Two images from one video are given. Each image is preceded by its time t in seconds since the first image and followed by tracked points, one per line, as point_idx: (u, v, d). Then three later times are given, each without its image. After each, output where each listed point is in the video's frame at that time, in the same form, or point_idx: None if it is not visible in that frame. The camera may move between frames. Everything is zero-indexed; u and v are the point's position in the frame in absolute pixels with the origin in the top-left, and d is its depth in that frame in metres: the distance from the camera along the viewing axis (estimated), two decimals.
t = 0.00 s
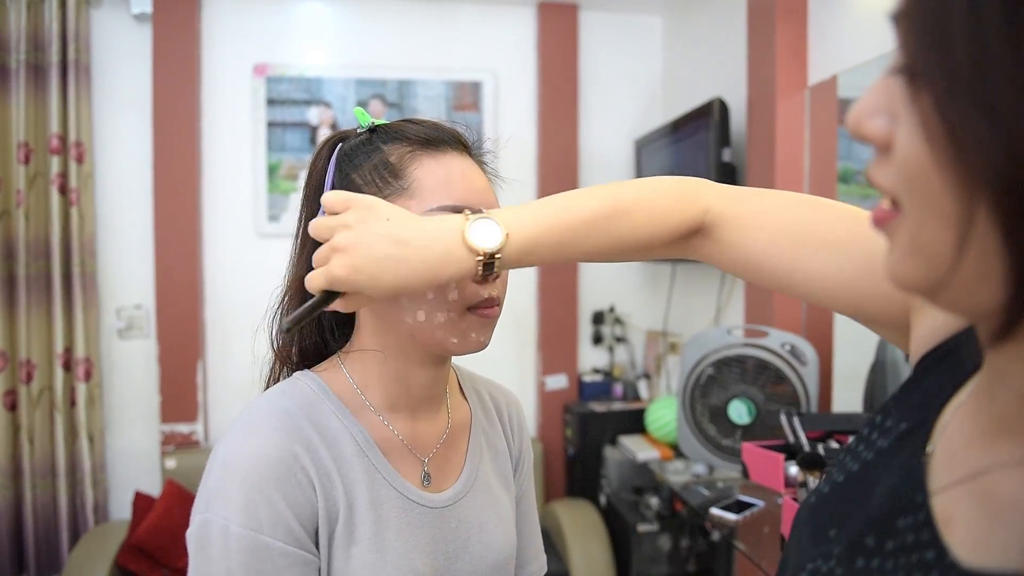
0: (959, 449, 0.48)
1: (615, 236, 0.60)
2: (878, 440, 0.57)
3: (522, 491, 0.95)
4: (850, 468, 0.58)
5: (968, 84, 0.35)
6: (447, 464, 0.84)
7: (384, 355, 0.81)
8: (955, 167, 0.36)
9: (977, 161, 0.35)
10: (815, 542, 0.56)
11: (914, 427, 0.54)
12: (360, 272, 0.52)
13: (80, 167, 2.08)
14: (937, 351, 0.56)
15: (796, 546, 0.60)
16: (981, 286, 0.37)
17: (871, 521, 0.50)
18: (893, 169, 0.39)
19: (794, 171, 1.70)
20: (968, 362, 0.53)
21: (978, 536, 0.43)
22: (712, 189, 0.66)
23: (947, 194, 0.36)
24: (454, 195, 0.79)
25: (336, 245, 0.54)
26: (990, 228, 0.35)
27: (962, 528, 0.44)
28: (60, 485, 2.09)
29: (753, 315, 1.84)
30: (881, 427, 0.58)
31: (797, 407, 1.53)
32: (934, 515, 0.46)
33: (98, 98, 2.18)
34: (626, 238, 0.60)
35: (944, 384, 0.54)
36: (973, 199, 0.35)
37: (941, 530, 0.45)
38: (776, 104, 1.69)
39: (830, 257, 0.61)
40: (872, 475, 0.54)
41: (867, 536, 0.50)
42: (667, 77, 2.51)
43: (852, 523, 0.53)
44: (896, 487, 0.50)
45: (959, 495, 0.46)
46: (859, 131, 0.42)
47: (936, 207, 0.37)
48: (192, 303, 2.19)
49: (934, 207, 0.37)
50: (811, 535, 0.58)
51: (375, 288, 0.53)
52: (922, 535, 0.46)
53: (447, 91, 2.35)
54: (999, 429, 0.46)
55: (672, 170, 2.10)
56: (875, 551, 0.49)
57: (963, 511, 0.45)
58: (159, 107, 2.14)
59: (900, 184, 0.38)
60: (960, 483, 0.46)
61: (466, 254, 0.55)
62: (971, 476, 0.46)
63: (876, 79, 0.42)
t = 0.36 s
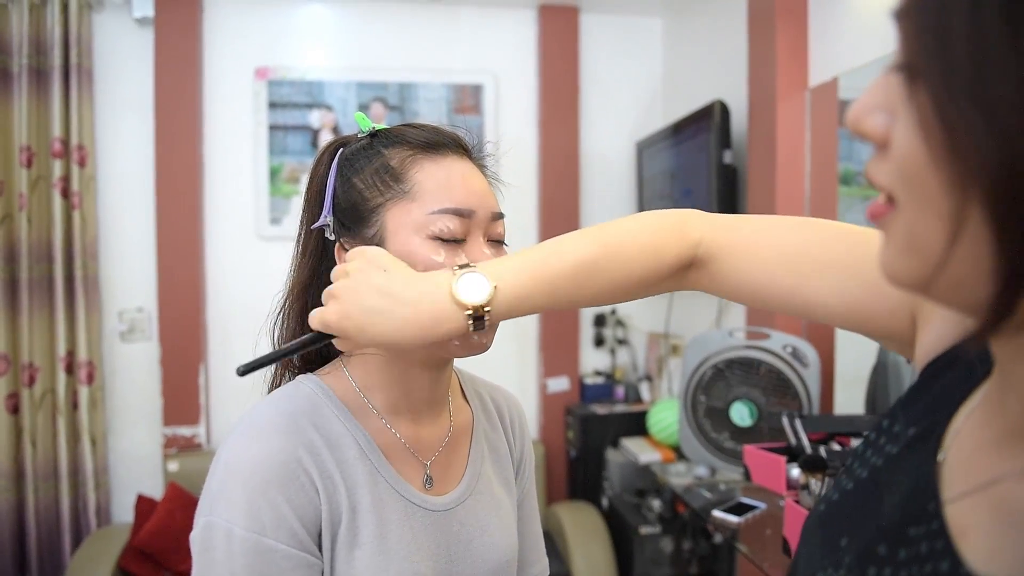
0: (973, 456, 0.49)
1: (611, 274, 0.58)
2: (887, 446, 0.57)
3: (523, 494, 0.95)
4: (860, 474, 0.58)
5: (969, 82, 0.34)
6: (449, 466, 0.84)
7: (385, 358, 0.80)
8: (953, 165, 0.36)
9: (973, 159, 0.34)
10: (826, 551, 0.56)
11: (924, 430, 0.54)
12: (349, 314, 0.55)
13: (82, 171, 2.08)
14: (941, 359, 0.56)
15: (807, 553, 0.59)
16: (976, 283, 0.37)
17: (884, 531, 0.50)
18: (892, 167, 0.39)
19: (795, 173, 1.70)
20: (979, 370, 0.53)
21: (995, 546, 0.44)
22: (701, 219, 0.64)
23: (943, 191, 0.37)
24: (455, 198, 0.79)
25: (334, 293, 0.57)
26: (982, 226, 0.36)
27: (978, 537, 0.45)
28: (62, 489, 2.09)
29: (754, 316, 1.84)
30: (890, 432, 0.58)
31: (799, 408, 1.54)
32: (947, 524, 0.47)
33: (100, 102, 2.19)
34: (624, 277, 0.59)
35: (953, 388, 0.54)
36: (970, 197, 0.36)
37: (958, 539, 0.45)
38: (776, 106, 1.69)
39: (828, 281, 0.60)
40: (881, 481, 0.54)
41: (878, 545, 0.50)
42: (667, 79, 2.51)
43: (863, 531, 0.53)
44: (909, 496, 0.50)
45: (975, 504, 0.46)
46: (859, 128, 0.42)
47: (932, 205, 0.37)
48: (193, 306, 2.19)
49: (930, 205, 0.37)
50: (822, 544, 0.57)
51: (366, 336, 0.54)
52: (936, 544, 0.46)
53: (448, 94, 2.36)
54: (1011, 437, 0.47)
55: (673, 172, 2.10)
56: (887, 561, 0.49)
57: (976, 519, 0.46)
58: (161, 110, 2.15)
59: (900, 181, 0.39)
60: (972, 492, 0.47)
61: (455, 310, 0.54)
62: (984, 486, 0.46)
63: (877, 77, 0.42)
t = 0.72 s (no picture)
0: (980, 452, 0.49)
1: (627, 270, 0.60)
2: (897, 441, 0.57)
3: (522, 492, 0.95)
4: (869, 470, 0.58)
5: (958, 70, 0.35)
6: (447, 465, 0.84)
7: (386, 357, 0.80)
8: (940, 150, 0.36)
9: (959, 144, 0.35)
10: (833, 545, 0.56)
11: (934, 425, 0.54)
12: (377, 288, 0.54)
13: (82, 169, 2.08)
14: (946, 360, 0.56)
15: (813, 549, 0.60)
16: (963, 274, 0.37)
17: (888, 522, 0.50)
18: (888, 157, 0.40)
19: (796, 172, 1.70)
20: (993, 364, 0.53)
21: (998, 539, 0.43)
22: (725, 220, 0.65)
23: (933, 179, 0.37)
24: (454, 197, 0.79)
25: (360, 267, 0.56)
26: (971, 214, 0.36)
27: (983, 530, 0.45)
28: (62, 487, 2.09)
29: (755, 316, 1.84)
30: (899, 428, 0.58)
31: (798, 407, 1.54)
32: (953, 518, 0.47)
33: (100, 100, 2.19)
34: (639, 272, 0.60)
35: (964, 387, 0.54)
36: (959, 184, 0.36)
37: (963, 533, 0.45)
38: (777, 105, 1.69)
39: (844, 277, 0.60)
40: (890, 477, 0.54)
41: (882, 536, 0.50)
42: (667, 78, 2.51)
43: (868, 526, 0.53)
44: (915, 491, 0.50)
45: (981, 498, 0.46)
46: (861, 122, 0.42)
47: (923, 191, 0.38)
48: (192, 305, 2.19)
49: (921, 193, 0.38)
50: (829, 537, 0.58)
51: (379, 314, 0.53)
52: (940, 538, 0.46)
53: (449, 93, 2.36)
54: (1011, 431, 0.47)
55: (673, 171, 2.10)
56: (890, 552, 0.49)
57: (981, 513, 0.46)
58: (161, 109, 2.15)
59: (896, 169, 0.39)
60: (977, 487, 0.47)
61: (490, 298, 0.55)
62: (989, 481, 0.46)
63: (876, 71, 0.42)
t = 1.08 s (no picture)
0: (991, 454, 0.48)
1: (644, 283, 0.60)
2: (909, 444, 0.56)
3: (519, 492, 0.95)
4: (880, 473, 0.58)
5: (958, 67, 0.35)
6: (443, 466, 0.84)
7: (380, 357, 0.80)
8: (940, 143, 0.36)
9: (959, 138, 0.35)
10: (843, 548, 0.56)
11: (948, 429, 0.54)
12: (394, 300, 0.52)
13: (80, 170, 2.08)
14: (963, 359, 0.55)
15: (825, 553, 0.60)
16: (961, 266, 0.37)
17: (898, 525, 0.50)
18: (884, 151, 0.40)
19: (794, 172, 1.70)
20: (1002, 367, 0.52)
21: (1006, 540, 0.43)
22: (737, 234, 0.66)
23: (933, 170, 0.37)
24: (449, 196, 0.79)
25: (375, 271, 0.53)
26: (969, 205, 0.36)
27: (992, 531, 0.44)
28: (60, 488, 2.09)
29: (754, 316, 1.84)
30: (913, 431, 0.57)
31: (797, 407, 1.54)
32: (962, 519, 0.46)
33: (98, 101, 2.19)
34: (659, 288, 0.61)
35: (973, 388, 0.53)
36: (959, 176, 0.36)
37: (971, 535, 0.45)
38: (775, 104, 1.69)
39: (857, 287, 0.61)
40: (903, 480, 0.54)
41: (891, 540, 0.50)
42: (666, 77, 2.51)
43: (881, 528, 0.53)
44: (926, 494, 0.50)
45: (991, 500, 0.46)
46: (862, 120, 0.42)
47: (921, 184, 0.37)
48: (190, 305, 2.19)
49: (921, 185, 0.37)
50: (840, 541, 0.58)
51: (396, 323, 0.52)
52: (950, 540, 0.46)
53: (447, 93, 2.36)
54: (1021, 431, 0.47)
55: (671, 172, 2.10)
56: (901, 556, 0.49)
57: (991, 516, 0.45)
58: (159, 110, 2.15)
59: (893, 163, 0.39)
60: (989, 488, 0.47)
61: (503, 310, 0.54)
62: (1001, 481, 0.46)
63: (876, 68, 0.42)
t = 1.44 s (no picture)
0: (1005, 455, 0.48)
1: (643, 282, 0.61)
2: (920, 447, 0.56)
3: (519, 491, 0.95)
4: (891, 476, 0.57)
5: (965, 62, 0.35)
6: (443, 465, 0.84)
7: (380, 356, 0.80)
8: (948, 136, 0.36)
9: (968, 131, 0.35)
10: (853, 550, 0.56)
11: (959, 431, 0.53)
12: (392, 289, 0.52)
13: (80, 169, 2.08)
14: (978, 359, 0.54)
15: (833, 555, 0.60)
16: (966, 255, 0.37)
17: (913, 530, 0.50)
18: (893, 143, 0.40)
19: (795, 171, 1.69)
20: (1016, 370, 0.51)
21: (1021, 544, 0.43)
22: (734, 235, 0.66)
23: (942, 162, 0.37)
24: (448, 194, 0.78)
25: (375, 260, 0.53)
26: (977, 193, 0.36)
27: (1007, 534, 0.44)
28: (60, 487, 2.08)
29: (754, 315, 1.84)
30: (923, 434, 0.57)
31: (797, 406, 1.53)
32: (976, 522, 0.46)
33: (98, 99, 2.18)
34: (659, 284, 0.61)
35: (986, 390, 0.53)
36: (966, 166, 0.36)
37: (985, 537, 0.45)
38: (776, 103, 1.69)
39: (861, 279, 0.60)
40: (914, 483, 0.54)
41: (906, 544, 0.50)
42: (666, 77, 2.51)
43: (893, 532, 0.53)
44: (939, 498, 0.50)
45: (1005, 502, 0.46)
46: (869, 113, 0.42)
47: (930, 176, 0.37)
48: (190, 305, 2.18)
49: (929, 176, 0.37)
50: (849, 543, 0.58)
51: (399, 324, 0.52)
52: (965, 543, 0.46)
53: (447, 92, 2.35)
54: None
55: (671, 171, 2.10)
56: (915, 560, 0.49)
57: (1006, 518, 0.45)
58: (159, 108, 2.14)
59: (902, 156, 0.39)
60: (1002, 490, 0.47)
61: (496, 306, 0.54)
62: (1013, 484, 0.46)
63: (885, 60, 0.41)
